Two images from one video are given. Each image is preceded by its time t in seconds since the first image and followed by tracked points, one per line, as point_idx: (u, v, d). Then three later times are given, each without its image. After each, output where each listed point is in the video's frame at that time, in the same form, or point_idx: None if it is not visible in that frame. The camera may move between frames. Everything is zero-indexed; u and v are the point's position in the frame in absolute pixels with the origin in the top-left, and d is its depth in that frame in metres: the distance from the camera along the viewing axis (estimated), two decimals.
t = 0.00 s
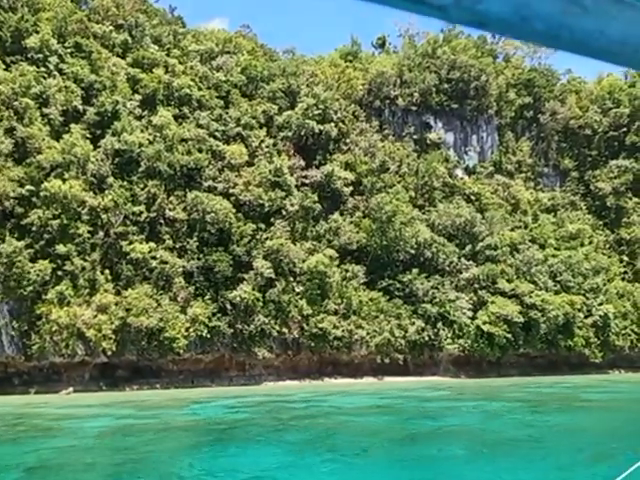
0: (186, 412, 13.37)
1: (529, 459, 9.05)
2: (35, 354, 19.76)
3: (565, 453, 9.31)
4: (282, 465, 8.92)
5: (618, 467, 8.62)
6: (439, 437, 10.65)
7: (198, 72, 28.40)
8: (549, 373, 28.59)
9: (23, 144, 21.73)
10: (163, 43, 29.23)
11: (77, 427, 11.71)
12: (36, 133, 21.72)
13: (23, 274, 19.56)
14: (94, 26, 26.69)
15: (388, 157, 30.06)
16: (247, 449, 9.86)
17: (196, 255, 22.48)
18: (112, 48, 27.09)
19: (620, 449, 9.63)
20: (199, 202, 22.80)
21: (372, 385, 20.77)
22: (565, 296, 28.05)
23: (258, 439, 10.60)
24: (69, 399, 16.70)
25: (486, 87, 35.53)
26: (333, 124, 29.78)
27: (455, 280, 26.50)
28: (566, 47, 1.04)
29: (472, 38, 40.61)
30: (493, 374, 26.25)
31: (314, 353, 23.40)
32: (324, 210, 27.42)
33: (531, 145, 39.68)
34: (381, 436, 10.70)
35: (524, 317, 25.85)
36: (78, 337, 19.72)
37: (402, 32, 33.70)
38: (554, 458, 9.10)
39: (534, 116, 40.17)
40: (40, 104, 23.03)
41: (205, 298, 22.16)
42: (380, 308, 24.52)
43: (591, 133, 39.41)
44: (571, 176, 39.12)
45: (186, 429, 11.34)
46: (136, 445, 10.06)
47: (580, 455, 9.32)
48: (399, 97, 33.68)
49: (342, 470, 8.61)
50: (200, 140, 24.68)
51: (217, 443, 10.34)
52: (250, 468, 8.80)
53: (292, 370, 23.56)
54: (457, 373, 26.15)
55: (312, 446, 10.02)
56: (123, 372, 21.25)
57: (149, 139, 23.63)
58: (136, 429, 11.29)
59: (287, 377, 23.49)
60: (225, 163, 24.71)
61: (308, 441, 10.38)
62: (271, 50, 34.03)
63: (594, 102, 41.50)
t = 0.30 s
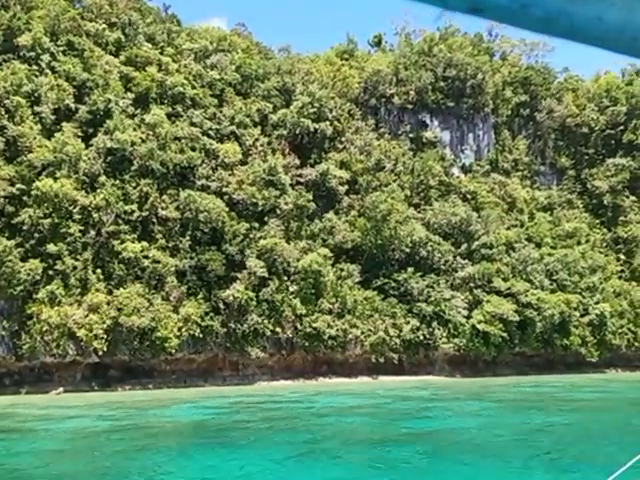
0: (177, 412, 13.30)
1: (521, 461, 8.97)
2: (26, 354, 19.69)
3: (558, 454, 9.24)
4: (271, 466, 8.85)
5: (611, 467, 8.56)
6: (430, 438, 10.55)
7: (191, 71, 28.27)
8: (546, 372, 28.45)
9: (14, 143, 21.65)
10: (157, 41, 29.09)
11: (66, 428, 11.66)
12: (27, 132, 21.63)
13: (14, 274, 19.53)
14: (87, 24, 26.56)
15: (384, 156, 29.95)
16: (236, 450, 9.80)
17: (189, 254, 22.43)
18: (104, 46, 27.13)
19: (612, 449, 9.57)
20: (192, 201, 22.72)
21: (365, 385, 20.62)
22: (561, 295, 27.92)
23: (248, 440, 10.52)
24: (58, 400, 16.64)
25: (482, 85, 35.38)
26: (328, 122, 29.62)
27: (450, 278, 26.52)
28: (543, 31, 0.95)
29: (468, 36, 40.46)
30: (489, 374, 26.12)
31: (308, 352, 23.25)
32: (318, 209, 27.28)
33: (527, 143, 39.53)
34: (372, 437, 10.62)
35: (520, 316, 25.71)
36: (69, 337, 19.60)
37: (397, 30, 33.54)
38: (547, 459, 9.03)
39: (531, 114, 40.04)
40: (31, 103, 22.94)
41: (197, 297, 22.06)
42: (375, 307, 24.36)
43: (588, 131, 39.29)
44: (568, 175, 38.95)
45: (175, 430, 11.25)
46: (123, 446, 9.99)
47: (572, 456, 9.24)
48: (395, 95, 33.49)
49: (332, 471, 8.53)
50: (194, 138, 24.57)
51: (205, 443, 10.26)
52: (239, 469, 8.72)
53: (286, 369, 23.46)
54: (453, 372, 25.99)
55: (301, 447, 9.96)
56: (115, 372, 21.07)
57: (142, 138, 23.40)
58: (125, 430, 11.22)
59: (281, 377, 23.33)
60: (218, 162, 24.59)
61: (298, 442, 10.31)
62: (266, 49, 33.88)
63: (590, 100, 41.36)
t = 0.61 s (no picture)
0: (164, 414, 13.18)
1: (510, 465, 8.86)
2: (17, 355, 19.44)
3: (544, 458, 9.17)
4: (257, 470, 8.74)
5: (601, 471, 8.46)
6: (418, 441, 10.44)
7: (186, 69, 28.15)
8: (542, 372, 28.32)
9: (5, 142, 21.63)
10: (151, 40, 28.96)
11: (51, 429, 11.55)
12: (18, 131, 21.53)
13: (4, 272, 19.40)
14: (81, 22, 26.44)
15: (379, 155, 29.79)
16: (221, 454, 9.69)
17: (182, 254, 22.22)
18: (98, 44, 27.06)
19: (602, 453, 9.47)
20: (186, 200, 22.52)
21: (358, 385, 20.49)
22: (557, 294, 27.79)
23: (233, 443, 10.41)
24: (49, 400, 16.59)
25: (479, 84, 35.25)
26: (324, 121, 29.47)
27: (446, 278, 26.42)
28: (569, 29, 1.49)
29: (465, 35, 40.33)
30: (484, 374, 25.95)
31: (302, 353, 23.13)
32: (313, 208, 27.16)
33: (525, 142, 39.37)
34: (360, 440, 10.50)
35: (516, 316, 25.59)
36: (60, 337, 19.53)
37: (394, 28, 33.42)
38: (536, 464, 8.92)
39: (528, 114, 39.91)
40: (24, 101, 22.86)
41: (190, 297, 21.93)
42: (369, 307, 24.22)
43: (585, 131, 39.12)
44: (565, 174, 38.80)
45: (161, 433, 11.13)
46: (107, 449, 9.87)
47: (561, 460, 9.14)
48: (392, 95, 33.32)
49: (317, 474, 8.46)
50: (187, 137, 24.48)
51: (190, 446, 10.13)
52: (224, 472, 8.62)
53: (280, 370, 23.30)
54: (448, 372, 25.84)
55: (287, 451, 9.84)
56: (107, 372, 20.93)
57: (135, 136, 23.30)
58: (110, 432, 11.10)
59: (275, 377, 23.20)
60: (212, 161, 24.48)
61: (284, 446, 10.19)
62: (261, 48, 33.74)
63: (588, 99, 41.23)
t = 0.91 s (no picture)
0: (151, 416, 13.07)
1: (498, 469, 8.74)
2: (7, 355, 19.17)
3: (532, 462, 9.09)
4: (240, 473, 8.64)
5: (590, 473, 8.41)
6: (405, 444, 10.34)
7: (180, 68, 28.02)
8: (538, 373, 28.18)
9: None
10: (146, 38, 28.83)
11: (34, 431, 11.43)
12: (10, 129, 21.39)
13: None
14: (74, 20, 26.30)
15: (376, 154, 29.66)
16: (205, 457, 9.58)
17: (174, 253, 22.09)
18: (92, 43, 26.94)
19: (590, 456, 9.39)
20: (178, 199, 22.38)
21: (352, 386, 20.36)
22: (553, 295, 27.64)
23: (218, 446, 10.30)
24: (37, 401, 16.54)
25: (476, 84, 35.10)
26: (319, 121, 29.33)
27: (441, 279, 26.31)
28: (593, 45, 1.40)
29: (462, 35, 40.19)
30: (480, 374, 25.80)
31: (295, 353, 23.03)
32: (308, 208, 27.04)
33: (522, 142, 39.20)
34: (347, 443, 10.40)
35: (511, 316, 25.50)
36: (50, 337, 19.39)
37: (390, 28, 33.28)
38: (524, 467, 8.83)
39: (525, 114, 39.79)
40: (15, 100, 22.74)
41: (183, 297, 21.73)
42: (364, 308, 24.06)
43: (582, 130, 39.00)
44: (562, 174, 38.68)
45: (146, 435, 11.02)
46: (89, 452, 9.76)
47: (549, 464, 9.05)
48: (388, 94, 33.18)
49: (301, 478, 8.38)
50: (180, 137, 24.37)
51: (174, 449, 10.02)
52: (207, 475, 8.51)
53: (274, 370, 23.15)
54: (443, 373, 25.65)
55: (272, 454, 9.73)
56: (99, 373, 20.79)
57: (127, 135, 23.17)
58: (94, 435, 10.99)
59: (268, 378, 23.03)
60: (205, 160, 24.34)
61: (270, 449, 10.08)
62: (257, 47, 33.60)
63: (585, 99, 41.10)
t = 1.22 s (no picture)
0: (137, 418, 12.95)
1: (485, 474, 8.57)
2: None
3: (520, 467, 8.93)
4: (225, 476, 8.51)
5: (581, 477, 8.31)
6: (392, 447, 10.19)
7: (174, 67, 27.91)
8: (534, 373, 28.05)
9: None
10: (139, 38, 28.73)
11: (19, 434, 11.32)
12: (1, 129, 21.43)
13: None
14: (67, 19, 26.20)
15: (371, 154, 29.53)
16: (191, 461, 9.44)
17: (166, 253, 21.94)
18: (85, 42, 26.83)
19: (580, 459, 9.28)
20: (170, 198, 22.24)
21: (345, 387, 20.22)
22: (549, 295, 27.49)
23: (203, 449, 10.17)
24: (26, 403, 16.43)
25: (472, 83, 34.98)
26: (314, 120, 29.21)
27: (437, 278, 26.18)
28: (567, 50, 1.05)
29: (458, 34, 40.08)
30: (475, 375, 25.64)
31: (289, 353, 22.88)
32: (302, 208, 26.99)
33: (518, 141, 39.08)
34: (334, 446, 10.25)
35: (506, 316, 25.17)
36: (40, 337, 19.26)
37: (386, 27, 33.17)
38: (513, 471, 8.70)
39: (522, 113, 39.67)
40: (6, 99, 22.65)
41: (175, 297, 21.57)
42: (358, 308, 23.92)
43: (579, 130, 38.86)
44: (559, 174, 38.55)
45: (131, 438, 10.89)
46: (70, 456, 9.62)
47: (538, 467, 8.94)
48: (384, 93, 33.06)
49: None
50: (173, 136, 24.22)
51: (159, 453, 9.88)
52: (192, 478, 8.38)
53: (267, 371, 23.00)
54: (438, 373, 25.48)
55: (258, 458, 9.59)
56: (90, 373, 20.68)
57: (120, 134, 23.03)
58: (79, 438, 10.86)
59: (262, 378, 22.90)
60: (198, 159, 24.21)
61: (255, 452, 9.94)
62: (252, 46, 33.50)
63: (582, 98, 40.97)
